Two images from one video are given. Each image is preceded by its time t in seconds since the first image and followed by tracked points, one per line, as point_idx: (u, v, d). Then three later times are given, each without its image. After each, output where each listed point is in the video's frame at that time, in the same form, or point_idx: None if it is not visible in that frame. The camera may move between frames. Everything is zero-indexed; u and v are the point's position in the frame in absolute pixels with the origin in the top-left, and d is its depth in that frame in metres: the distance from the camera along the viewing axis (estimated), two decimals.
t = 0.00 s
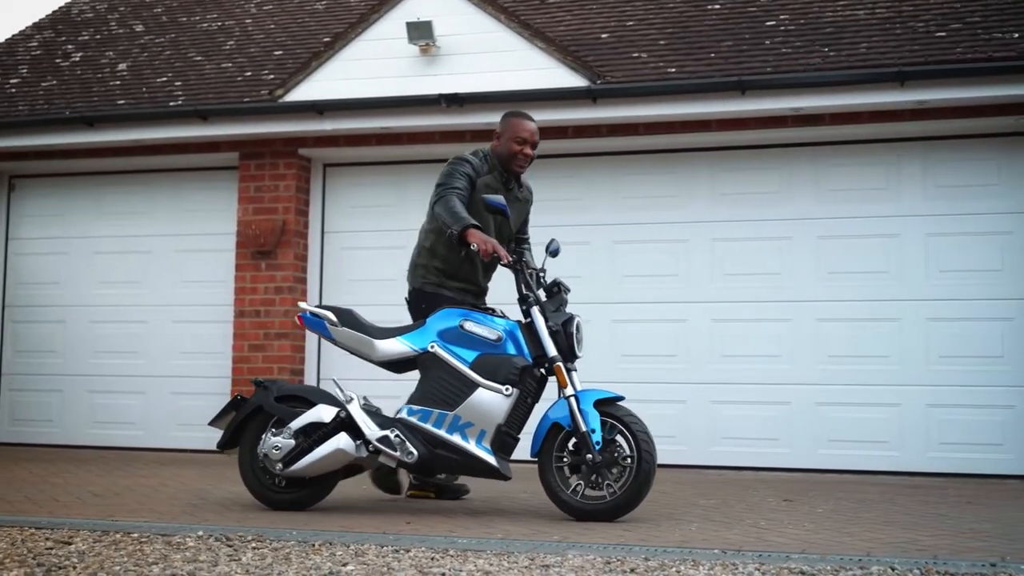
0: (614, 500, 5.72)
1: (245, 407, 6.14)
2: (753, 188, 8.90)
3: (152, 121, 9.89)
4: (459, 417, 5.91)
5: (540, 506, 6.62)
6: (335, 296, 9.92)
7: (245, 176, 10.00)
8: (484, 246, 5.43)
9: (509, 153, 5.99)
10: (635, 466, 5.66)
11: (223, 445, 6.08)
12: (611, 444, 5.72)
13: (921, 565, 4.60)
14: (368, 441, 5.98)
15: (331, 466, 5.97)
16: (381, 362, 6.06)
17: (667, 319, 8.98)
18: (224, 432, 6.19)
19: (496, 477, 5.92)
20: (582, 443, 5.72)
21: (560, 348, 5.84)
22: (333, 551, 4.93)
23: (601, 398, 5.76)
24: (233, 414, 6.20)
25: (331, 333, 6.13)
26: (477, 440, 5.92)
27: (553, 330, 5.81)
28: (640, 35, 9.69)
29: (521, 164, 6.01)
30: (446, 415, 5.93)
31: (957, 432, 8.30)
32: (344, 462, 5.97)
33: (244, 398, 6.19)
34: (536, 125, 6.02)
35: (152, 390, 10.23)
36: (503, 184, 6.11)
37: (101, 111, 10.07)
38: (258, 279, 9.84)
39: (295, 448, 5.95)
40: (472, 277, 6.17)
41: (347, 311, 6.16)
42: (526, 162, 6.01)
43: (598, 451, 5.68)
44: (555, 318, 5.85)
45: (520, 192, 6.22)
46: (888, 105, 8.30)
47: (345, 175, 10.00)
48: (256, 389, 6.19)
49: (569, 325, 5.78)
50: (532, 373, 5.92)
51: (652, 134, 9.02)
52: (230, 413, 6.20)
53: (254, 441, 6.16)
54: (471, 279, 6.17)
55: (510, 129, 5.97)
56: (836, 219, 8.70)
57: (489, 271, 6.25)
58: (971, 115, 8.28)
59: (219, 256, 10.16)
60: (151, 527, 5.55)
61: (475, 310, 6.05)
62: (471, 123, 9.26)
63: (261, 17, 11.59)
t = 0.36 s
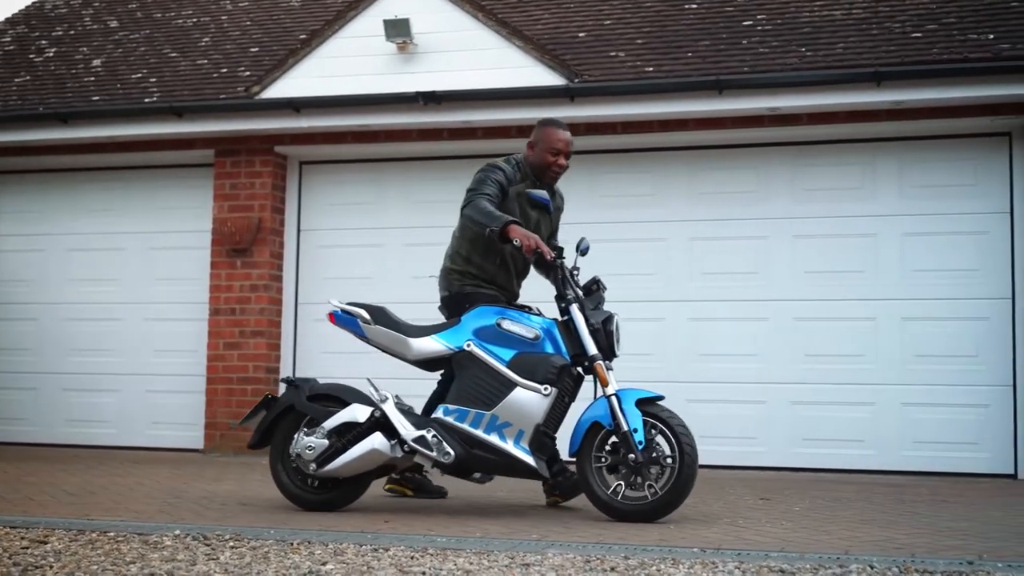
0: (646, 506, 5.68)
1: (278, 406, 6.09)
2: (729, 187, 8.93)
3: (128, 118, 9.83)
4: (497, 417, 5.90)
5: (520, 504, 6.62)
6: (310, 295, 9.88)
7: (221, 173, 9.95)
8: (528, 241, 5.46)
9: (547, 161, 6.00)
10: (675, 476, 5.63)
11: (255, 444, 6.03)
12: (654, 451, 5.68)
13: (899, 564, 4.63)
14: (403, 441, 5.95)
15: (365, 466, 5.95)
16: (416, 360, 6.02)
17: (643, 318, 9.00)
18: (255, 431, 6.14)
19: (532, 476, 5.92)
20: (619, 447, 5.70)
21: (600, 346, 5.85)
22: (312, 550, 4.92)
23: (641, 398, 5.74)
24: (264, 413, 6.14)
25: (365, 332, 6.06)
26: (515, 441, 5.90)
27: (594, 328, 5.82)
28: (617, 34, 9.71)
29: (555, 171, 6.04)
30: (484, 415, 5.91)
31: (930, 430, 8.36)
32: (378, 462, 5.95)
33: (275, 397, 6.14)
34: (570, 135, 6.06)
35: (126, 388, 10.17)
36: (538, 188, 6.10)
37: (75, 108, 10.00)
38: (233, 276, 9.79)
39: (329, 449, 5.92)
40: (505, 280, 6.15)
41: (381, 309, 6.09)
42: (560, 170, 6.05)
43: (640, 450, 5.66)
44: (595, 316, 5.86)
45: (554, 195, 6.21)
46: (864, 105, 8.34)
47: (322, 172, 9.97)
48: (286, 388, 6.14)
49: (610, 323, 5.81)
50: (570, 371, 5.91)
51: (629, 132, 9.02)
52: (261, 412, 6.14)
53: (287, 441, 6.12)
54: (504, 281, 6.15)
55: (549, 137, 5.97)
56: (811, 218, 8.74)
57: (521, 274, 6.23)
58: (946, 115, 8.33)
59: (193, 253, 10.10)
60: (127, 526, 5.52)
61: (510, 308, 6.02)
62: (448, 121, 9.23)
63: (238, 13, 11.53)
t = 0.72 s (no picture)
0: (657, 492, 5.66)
1: (321, 406, 5.98)
2: (702, 187, 8.96)
3: (98, 115, 9.76)
4: (549, 418, 5.74)
5: (497, 504, 6.61)
6: (281, 294, 9.82)
7: (192, 171, 9.89)
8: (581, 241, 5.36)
9: (586, 144, 5.88)
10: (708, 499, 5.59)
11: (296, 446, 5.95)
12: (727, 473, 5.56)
13: (875, 563, 4.65)
14: (451, 442, 5.80)
15: (414, 469, 5.79)
16: (463, 360, 5.87)
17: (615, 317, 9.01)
18: (299, 432, 6.04)
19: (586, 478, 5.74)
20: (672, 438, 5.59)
21: (653, 344, 5.72)
22: (287, 550, 4.89)
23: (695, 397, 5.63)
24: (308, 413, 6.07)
25: (409, 330, 5.92)
26: (568, 442, 5.74)
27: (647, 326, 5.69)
28: (590, 33, 9.72)
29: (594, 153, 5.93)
30: (535, 416, 5.75)
31: (900, 430, 8.42)
32: (427, 464, 5.79)
33: (318, 397, 6.03)
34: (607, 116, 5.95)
35: (96, 387, 10.09)
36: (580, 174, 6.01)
37: (45, 104, 9.92)
38: (204, 275, 9.73)
39: (376, 451, 5.79)
40: (558, 269, 6.01)
41: (425, 306, 5.95)
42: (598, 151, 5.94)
43: (697, 453, 5.56)
44: (647, 314, 5.74)
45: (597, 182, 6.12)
46: (836, 106, 8.39)
47: (294, 170, 9.92)
48: (330, 388, 6.01)
49: (663, 321, 5.68)
50: (623, 370, 5.76)
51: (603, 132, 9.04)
52: (304, 412, 6.08)
53: (331, 441, 6.00)
54: (556, 270, 6.01)
55: (587, 118, 5.86)
56: (782, 219, 8.78)
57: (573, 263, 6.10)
58: (919, 116, 8.38)
59: (164, 251, 10.04)
60: (99, 526, 5.47)
61: (560, 306, 5.87)
62: (422, 120, 9.22)
63: (210, 10, 11.46)
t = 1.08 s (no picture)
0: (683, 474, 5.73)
1: (351, 406, 5.92)
2: (658, 186, 9.00)
3: (50, 110, 9.63)
4: (587, 420, 5.68)
5: (457, 504, 6.60)
6: (235, 292, 9.74)
7: (146, 167, 9.79)
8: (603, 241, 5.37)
9: (587, 139, 5.85)
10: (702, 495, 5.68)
11: (327, 447, 5.90)
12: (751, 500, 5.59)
13: (833, 561, 4.69)
14: (487, 444, 5.76)
15: (449, 471, 5.78)
16: (497, 358, 5.81)
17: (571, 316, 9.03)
18: (329, 431, 5.97)
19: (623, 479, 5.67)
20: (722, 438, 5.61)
21: (691, 344, 5.71)
22: (245, 550, 4.86)
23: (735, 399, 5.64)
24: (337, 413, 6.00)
25: (443, 329, 5.86)
26: (607, 444, 5.68)
27: (686, 326, 5.68)
28: (549, 32, 9.73)
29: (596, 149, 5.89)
30: (573, 418, 5.69)
31: (853, 428, 8.50)
32: (463, 466, 5.78)
33: (348, 396, 5.96)
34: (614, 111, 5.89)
35: (47, 385, 9.96)
36: (582, 167, 6.02)
37: None
38: (158, 272, 9.64)
39: (411, 453, 5.77)
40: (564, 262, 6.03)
41: (458, 305, 5.88)
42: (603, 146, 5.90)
43: (737, 456, 5.55)
44: (685, 312, 5.73)
45: (602, 174, 6.11)
46: (791, 107, 8.46)
47: (249, 167, 9.84)
48: (360, 387, 5.96)
49: (702, 320, 5.66)
50: (663, 371, 5.73)
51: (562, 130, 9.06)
52: (334, 411, 6.01)
53: (362, 442, 5.97)
54: (561, 263, 6.03)
55: (588, 114, 5.82)
56: (738, 219, 8.84)
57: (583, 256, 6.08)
58: (874, 118, 8.47)
59: (117, 248, 9.93)
60: (53, 526, 5.40)
61: (595, 305, 5.82)
62: (379, 118, 9.19)
63: (165, 5, 11.35)
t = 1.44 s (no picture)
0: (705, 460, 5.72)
1: (368, 406, 5.87)
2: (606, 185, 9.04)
3: None
4: (608, 417, 5.64)
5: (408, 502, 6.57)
6: (179, 288, 9.63)
7: (89, 162, 9.65)
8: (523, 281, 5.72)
9: (601, 135, 5.78)
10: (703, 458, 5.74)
11: (343, 447, 5.81)
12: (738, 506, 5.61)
13: (785, 557, 4.73)
14: (507, 442, 5.70)
15: (469, 469, 5.71)
16: (516, 356, 5.71)
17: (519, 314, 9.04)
18: (345, 432, 5.91)
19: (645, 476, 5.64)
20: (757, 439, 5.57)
21: (710, 341, 5.68)
22: (196, 549, 4.81)
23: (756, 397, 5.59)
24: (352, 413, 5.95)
25: (460, 328, 5.76)
26: (629, 441, 5.65)
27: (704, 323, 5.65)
28: (497, 30, 9.73)
29: (612, 145, 5.81)
30: (594, 415, 5.64)
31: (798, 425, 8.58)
32: (484, 465, 5.70)
33: (364, 397, 5.91)
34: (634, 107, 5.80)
35: None
36: (596, 158, 5.94)
37: None
38: (101, 268, 9.50)
39: (430, 452, 5.70)
40: (570, 252, 5.94)
41: (476, 302, 5.78)
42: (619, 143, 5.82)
43: (759, 456, 5.54)
44: (703, 309, 5.70)
45: (619, 167, 6.01)
46: (739, 106, 8.52)
47: (194, 162, 9.73)
48: (376, 387, 5.90)
49: (720, 315, 5.63)
50: (684, 368, 5.68)
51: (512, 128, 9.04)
52: (349, 412, 5.95)
53: (378, 443, 5.91)
54: (568, 253, 5.94)
55: (605, 109, 5.75)
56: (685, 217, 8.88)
57: (593, 248, 5.97)
58: (821, 118, 8.57)
59: (59, 243, 9.78)
60: None
61: (615, 300, 5.75)
62: (327, 114, 9.13)
63: None
